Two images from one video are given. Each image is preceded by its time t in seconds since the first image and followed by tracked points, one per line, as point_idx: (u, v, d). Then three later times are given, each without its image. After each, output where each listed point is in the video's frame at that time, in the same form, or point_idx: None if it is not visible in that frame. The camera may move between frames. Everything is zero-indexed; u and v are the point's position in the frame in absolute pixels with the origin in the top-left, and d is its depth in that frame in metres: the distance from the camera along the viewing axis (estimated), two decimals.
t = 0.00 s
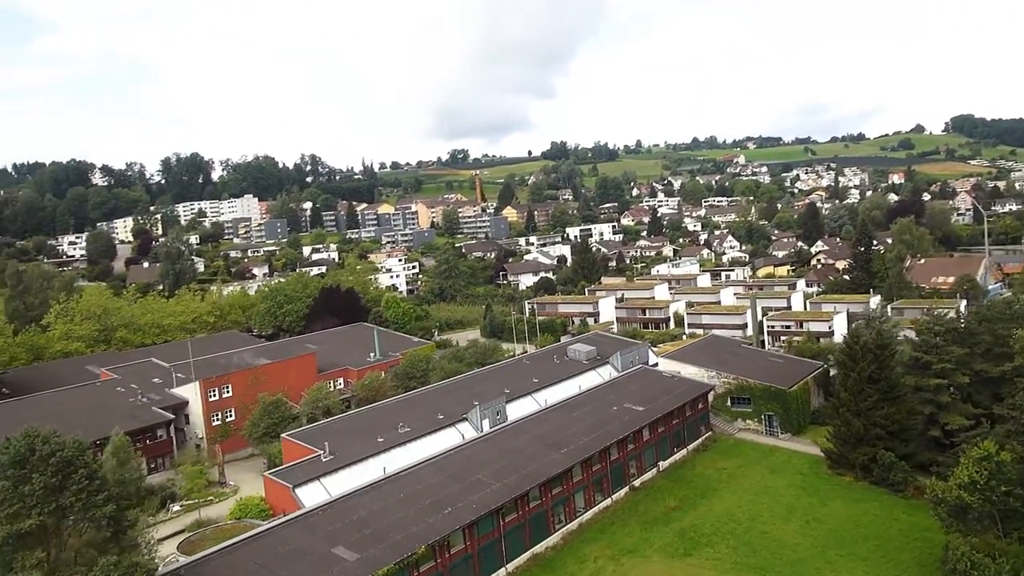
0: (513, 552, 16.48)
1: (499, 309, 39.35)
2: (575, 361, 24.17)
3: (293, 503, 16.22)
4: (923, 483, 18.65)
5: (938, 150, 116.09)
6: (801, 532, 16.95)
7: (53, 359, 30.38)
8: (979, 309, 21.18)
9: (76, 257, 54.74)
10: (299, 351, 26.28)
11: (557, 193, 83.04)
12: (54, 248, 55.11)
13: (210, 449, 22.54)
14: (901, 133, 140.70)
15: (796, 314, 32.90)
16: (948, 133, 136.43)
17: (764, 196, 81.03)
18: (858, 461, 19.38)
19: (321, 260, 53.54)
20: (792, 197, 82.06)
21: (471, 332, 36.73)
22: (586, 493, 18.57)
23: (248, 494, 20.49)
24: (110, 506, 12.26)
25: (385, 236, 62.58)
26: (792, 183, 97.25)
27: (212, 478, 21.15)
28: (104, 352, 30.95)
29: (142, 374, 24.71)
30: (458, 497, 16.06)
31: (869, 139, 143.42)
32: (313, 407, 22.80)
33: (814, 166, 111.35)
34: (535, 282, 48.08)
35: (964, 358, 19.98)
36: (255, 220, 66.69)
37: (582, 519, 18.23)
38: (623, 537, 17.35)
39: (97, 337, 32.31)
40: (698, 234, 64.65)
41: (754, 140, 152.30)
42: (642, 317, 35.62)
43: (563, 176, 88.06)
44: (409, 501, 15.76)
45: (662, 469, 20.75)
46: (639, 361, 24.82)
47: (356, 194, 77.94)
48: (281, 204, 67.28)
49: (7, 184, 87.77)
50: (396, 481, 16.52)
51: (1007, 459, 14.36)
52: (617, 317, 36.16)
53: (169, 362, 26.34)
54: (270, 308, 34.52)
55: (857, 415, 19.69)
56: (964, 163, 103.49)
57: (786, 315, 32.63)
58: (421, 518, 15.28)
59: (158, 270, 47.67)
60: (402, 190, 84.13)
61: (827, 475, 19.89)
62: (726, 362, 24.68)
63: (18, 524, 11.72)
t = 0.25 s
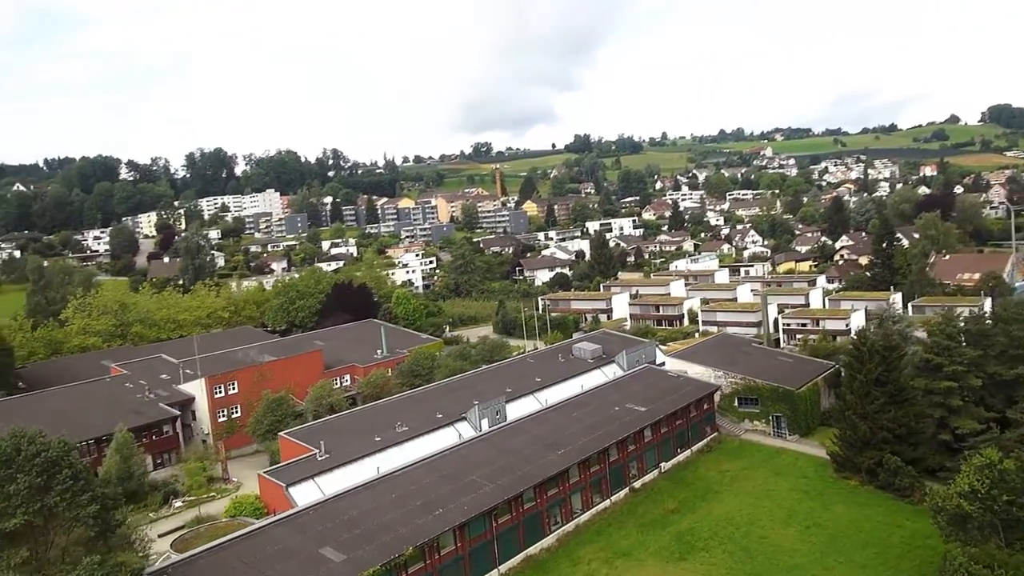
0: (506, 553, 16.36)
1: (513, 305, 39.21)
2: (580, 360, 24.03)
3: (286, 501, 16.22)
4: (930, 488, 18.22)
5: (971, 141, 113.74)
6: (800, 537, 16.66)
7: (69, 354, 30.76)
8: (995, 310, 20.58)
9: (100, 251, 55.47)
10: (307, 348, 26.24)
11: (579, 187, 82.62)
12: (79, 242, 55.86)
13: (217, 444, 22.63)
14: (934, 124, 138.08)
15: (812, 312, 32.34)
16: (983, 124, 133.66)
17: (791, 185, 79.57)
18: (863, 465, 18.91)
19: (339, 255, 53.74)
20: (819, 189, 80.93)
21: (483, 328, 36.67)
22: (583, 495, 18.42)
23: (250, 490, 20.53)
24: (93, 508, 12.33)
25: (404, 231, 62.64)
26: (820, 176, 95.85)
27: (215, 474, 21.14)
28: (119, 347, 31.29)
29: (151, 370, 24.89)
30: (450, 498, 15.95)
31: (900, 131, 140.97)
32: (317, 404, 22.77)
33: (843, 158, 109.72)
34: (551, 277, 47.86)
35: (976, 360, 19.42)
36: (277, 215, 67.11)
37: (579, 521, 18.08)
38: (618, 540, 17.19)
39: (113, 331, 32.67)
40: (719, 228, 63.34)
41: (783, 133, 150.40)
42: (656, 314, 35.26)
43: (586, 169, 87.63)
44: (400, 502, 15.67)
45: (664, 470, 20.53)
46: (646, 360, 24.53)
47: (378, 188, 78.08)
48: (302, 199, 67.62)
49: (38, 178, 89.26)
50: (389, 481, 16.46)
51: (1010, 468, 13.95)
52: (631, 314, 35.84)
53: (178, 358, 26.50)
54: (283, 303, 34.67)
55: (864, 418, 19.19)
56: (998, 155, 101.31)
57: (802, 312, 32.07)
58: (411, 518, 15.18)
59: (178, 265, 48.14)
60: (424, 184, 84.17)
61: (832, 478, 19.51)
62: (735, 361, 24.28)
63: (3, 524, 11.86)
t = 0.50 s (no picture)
0: (499, 555, 16.18)
1: (525, 301, 39.00)
2: (585, 358, 23.85)
3: (279, 501, 16.10)
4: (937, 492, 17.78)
5: (1004, 134, 111.29)
6: (800, 542, 16.34)
7: (82, 348, 31.06)
8: (1010, 311, 19.98)
9: (121, 246, 56.04)
10: (312, 344, 26.17)
11: (600, 180, 82.01)
12: (100, 237, 56.41)
13: (223, 440, 22.51)
14: (966, 116, 135.48)
15: (827, 310, 31.66)
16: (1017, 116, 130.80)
17: (815, 178, 76.33)
18: (868, 469, 18.46)
19: (355, 250, 53.80)
20: (843, 182, 79.57)
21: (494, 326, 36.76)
22: (581, 497, 18.24)
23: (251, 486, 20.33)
24: (79, 507, 12.34)
25: (421, 226, 62.61)
26: (845, 169, 94.38)
27: (217, 470, 21.08)
28: (131, 342, 31.51)
29: (158, 365, 24.90)
30: (443, 499, 15.80)
31: (931, 123, 138.40)
32: (319, 402, 22.71)
33: (870, 151, 107.92)
34: (565, 273, 47.63)
35: (989, 362, 18.82)
36: (295, 209, 67.42)
37: (576, 523, 17.90)
38: (614, 543, 16.97)
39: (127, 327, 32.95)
40: (740, 223, 60.83)
41: (809, 126, 148.40)
42: (669, 312, 34.84)
43: (606, 163, 86.96)
44: (392, 502, 15.54)
45: (666, 472, 20.27)
46: (652, 360, 24.24)
47: (397, 183, 78.09)
48: (320, 194, 67.87)
49: (65, 174, 90.41)
50: (383, 481, 16.33)
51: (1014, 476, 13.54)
52: (643, 311, 35.51)
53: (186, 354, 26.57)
54: (294, 299, 34.79)
55: (869, 421, 18.72)
56: None
57: (817, 310, 31.45)
58: (402, 519, 15.04)
59: (195, 260, 48.44)
60: (444, 179, 84.01)
61: (837, 481, 19.09)
62: (742, 361, 23.92)
63: None
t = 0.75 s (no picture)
0: (492, 556, 16.03)
1: (538, 297, 38.79)
2: (589, 357, 23.64)
3: (272, 499, 15.98)
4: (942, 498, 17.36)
5: None
6: (799, 547, 16.03)
7: (96, 342, 31.35)
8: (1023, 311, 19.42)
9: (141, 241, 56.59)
10: (318, 341, 26.10)
11: (621, 174, 81.37)
12: (121, 232, 56.97)
13: (228, 437, 22.31)
14: (999, 109, 132.71)
15: (843, 307, 30.87)
16: None
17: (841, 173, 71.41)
18: (873, 473, 18.05)
19: (372, 245, 53.86)
20: (869, 176, 78.19)
21: (506, 322, 37.02)
22: (578, 497, 18.06)
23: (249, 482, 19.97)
24: (65, 505, 12.16)
25: (439, 221, 62.53)
26: (872, 163, 92.80)
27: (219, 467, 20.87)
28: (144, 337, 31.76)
29: (165, 361, 24.94)
30: (436, 498, 15.65)
31: (963, 116, 135.74)
32: (321, 399, 22.65)
33: (897, 145, 106.14)
34: (580, 269, 47.37)
35: (1001, 364, 18.24)
36: (314, 204, 67.76)
37: (572, 524, 17.72)
38: (609, 545, 16.77)
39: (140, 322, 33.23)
40: (761, 218, 59.51)
41: (838, 118, 146.25)
42: (681, 309, 34.46)
43: (627, 157, 86.31)
44: (385, 501, 15.40)
45: (667, 473, 20.00)
46: (658, 359, 23.93)
47: (417, 178, 78.09)
48: (339, 189, 68.03)
49: (92, 169, 91.60)
50: (377, 480, 16.19)
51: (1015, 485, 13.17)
52: (656, 309, 35.17)
53: (194, 350, 26.63)
54: (305, 295, 34.87)
55: (874, 424, 18.31)
56: None
57: (832, 308, 30.62)
58: (393, 519, 14.89)
59: (212, 255, 48.78)
60: (464, 174, 83.85)
61: (841, 485, 18.71)
62: (750, 360, 23.54)
63: None
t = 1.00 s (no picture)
0: (484, 557, 15.94)
1: (550, 293, 38.60)
2: (593, 356, 23.47)
3: (265, 496, 15.90)
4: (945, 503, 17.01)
5: None
6: (796, 552, 15.77)
7: (109, 336, 31.69)
8: None
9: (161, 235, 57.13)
10: (324, 337, 26.09)
11: (642, 168, 80.75)
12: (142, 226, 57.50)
13: (231, 434, 22.31)
14: None
15: (857, 306, 30.23)
16: None
17: (866, 166, 70.04)
18: (875, 476, 17.72)
19: (389, 240, 53.90)
20: (895, 171, 76.96)
21: (518, 319, 36.89)
22: (574, 498, 17.92)
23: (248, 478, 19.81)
24: (49, 503, 12.08)
25: (456, 216, 62.48)
26: (898, 158, 91.30)
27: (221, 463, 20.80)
28: (156, 330, 32.02)
29: (172, 356, 25.02)
30: (427, 498, 15.53)
31: (995, 109, 133.11)
32: (324, 395, 22.68)
33: (925, 139, 104.36)
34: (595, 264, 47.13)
35: (1008, 367, 17.79)
36: (333, 198, 68.16)
37: (567, 524, 17.60)
38: (603, 546, 16.63)
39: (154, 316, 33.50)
40: (782, 213, 58.39)
41: (866, 111, 144.14)
42: (694, 306, 34.10)
43: (649, 150, 85.60)
44: (376, 500, 15.29)
45: (667, 473, 19.79)
46: (663, 358, 23.68)
47: (437, 172, 78.10)
48: (358, 183, 68.24)
49: (118, 163, 92.60)
50: (370, 479, 16.10)
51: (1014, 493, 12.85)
52: (668, 306, 34.87)
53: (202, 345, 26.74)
54: (317, 290, 34.97)
55: (877, 426, 17.98)
56: None
57: (845, 307, 29.88)
58: (383, 518, 14.78)
59: (230, 249, 49.11)
60: (484, 168, 83.68)
61: (843, 487, 18.40)
62: (757, 360, 23.20)
63: None
